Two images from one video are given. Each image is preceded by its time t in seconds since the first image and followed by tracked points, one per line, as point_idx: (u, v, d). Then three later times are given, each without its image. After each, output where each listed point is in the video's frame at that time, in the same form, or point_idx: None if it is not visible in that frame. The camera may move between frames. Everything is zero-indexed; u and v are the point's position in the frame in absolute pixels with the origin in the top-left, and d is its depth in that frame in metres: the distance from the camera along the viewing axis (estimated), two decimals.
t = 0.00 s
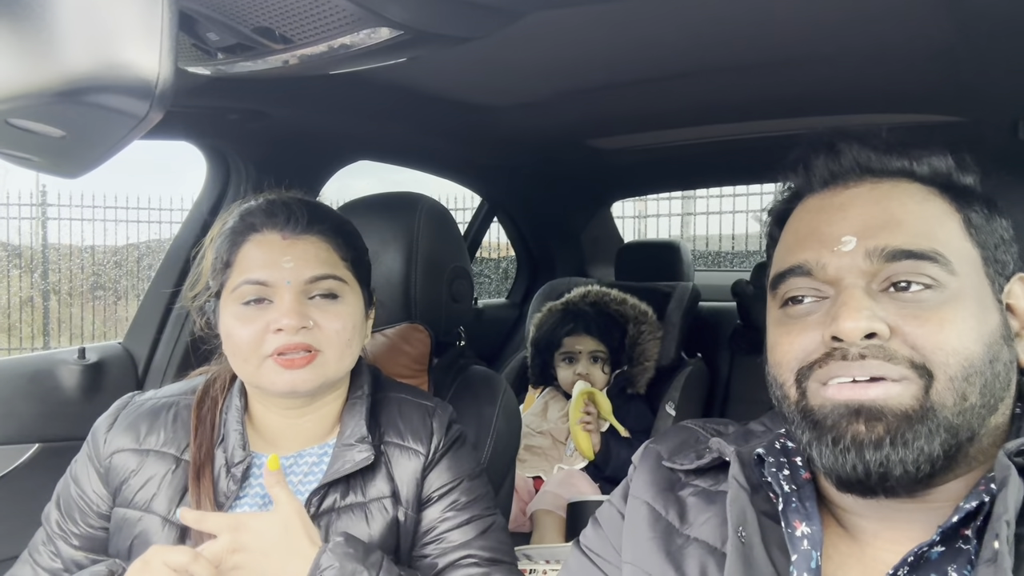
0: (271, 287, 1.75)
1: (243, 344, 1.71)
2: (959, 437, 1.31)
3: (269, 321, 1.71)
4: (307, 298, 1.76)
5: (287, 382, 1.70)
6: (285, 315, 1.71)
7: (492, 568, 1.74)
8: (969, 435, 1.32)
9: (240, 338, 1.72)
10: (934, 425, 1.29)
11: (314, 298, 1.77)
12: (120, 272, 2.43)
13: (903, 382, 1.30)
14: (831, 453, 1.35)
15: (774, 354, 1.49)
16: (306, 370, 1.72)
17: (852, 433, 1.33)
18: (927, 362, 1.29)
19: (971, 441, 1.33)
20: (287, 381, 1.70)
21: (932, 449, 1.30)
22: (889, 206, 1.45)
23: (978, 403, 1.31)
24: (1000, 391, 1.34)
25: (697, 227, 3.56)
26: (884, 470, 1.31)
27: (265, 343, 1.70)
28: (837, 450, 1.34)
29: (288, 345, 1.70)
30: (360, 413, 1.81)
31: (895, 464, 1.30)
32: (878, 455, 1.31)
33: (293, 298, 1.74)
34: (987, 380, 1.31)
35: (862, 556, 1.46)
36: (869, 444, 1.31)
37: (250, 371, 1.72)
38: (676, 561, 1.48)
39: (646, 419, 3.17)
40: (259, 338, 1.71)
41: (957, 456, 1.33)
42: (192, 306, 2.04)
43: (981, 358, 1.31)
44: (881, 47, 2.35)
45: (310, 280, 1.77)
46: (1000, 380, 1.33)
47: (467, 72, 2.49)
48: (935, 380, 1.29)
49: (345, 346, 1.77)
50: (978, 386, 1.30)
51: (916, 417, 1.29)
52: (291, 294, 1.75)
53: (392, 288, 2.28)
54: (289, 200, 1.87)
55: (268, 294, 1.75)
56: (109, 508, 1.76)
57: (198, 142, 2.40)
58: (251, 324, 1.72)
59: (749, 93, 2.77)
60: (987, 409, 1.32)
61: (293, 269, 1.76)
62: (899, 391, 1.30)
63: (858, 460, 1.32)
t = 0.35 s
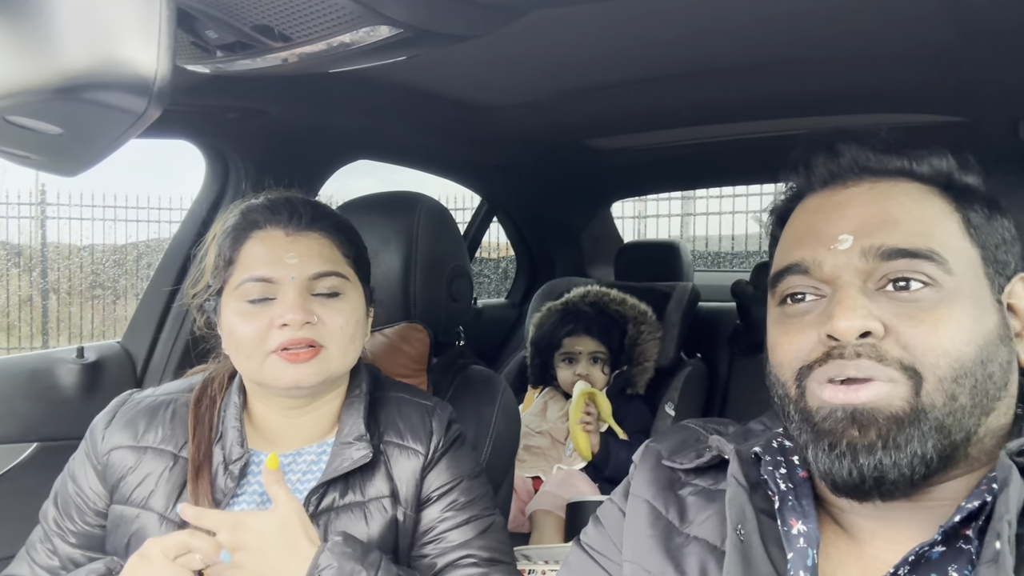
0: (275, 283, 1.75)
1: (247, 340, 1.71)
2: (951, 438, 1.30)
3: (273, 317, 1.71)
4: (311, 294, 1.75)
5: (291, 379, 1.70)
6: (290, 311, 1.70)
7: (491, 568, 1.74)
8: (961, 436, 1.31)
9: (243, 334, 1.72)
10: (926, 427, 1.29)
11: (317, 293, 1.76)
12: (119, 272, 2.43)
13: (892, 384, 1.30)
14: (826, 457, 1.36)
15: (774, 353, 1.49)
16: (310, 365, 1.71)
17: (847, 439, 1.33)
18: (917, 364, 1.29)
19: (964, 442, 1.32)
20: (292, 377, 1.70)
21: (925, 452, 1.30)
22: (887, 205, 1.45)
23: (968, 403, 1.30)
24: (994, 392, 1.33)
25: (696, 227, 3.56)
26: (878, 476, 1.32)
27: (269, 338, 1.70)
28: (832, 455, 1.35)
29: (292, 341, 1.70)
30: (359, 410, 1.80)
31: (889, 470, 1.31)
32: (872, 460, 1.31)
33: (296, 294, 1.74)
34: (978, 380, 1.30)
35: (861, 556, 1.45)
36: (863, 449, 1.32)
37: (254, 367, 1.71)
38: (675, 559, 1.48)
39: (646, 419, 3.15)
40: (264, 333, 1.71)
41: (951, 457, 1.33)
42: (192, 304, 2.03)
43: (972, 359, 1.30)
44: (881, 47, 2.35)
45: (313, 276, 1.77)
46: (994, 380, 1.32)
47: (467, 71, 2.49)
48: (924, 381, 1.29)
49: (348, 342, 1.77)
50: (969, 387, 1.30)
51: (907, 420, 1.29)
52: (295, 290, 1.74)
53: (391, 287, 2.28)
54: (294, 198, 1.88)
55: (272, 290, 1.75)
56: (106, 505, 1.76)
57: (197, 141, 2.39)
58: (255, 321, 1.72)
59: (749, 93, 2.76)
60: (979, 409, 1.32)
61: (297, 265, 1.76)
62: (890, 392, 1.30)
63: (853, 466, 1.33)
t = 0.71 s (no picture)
0: (272, 284, 1.75)
1: (243, 341, 1.71)
2: (951, 443, 1.31)
3: (270, 317, 1.71)
4: (308, 295, 1.76)
5: (287, 380, 1.70)
6: (286, 311, 1.70)
7: (492, 568, 1.74)
8: (961, 440, 1.32)
9: (240, 335, 1.72)
10: (925, 433, 1.29)
11: (314, 295, 1.77)
12: (121, 271, 2.43)
13: (892, 396, 1.31)
14: (824, 464, 1.36)
15: (771, 350, 1.49)
16: (306, 367, 1.72)
17: (846, 446, 1.33)
18: (917, 364, 1.29)
19: (964, 444, 1.32)
20: (287, 378, 1.70)
21: (924, 459, 1.30)
22: (888, 204, 1.45)
23: (969, 405, 1.30)
24: (994, 394, 1.33)
25: (697, 227, 3.55)
26: (876, 483, 1.33)
27: (266, 339, 1.70)
28: (831, 463, 1.35)
29: (289, 341, 1.70)
30: (359, 410, 1.81)
31: (888, 477, 1.31)
32: (870, 468, 1.32)
33: (293, 295, 1.74)
34: (979, 382, 1.31)
35: (861, 557, 1.46)
36: (862, 455, 1.32)
37: (250, 368, 1.72)
38: (675, 560, 1.48)
39: (646, 419, 3.15)
40: (260, 334, 1.71)
41: (951, 461, 1.33)
42: (193, 304, 2.03)
43: (972, 361, 1.30)
44: (882, 48, 2.36)
45: (310, 276, 1.77)
46: (994, 382, 1.33)
47: (468, 72, 2.49)
48: (924, 383, 1.29)
49: (345, 343, 1.77)
50: (969, 389, 1.30)
51: (907, 427, 1.29)
52: (292, 291, 1.75)
53: (392, 287, 2.28)
54: (291, 198, 1.88)
55: (269, 290, 1.75)
56: (107, 503, 1.76)
57: (199, 141, 2.40)
58: (251, 321, 1.72)
59: (750, 94, 2.77)
60: (979, 412, 1.32)
61: (293, 266, 1.76)
62: (890, 401, 1.31)
63: (850, 472, 1.33)
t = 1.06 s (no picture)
0: (281, 277, 1.76)
1: (253, 336, 1.71)
2: (954, 446, 1.31)
3: (282, 308, 1.72)
4: (317, 286, 1.77)
5: (299, 372, 1.70)
6: (297, 302, 1.72)
7: (492, 570, 1.75)
8: (963, 444, 1.32)
9: (250, 329, 1.72)
10: (928, 435, 1.29)
11: (323, 286, 1.78)
12: (123, 272, 2.43)
13: (896, 397, 1.31)
14: (825, 465, 1.36)
15: (773, 355, 1.49)
16: (318, 357, 1.72)
17: (847, 446, 1.33)
18: (921, 366, 1.30)
19: (966, 449, 1.33)
20: (300, 370, 1.70)
21: (926, 461, 1.30)
22: (891, 208, 1.45)
23: (972, 409, 1.30)
24: (997, 399, 1.34)
25: (698, 228, 3.55)
26: (877, 484, 1.32)
27: (277, 331, 1.71)
28: (832, 462, 1.35)
29: (300, 331, 1.71)
30: (361, 412, 1.81)
31: (889, 478, 1.31)
32: (872, 468, 1.31)
33: (302, 286, 1.75)
34: (982, 386, 1.31)
35: (862, 560, 1.46)
36: (863, 456, 1.31)
37: (261, 362, 1.71)
38: (676, 557, 1.48)
39: (647, 420, 3.16)
40: (271, 326, 1.71)
41: (953, 464, 1.33)
42: (193, 303, 2.03)
43: (976, 365, 1.31)
44: (883, 51, 2.36)
45: (319, 268, 1.79)
46: (996, 387, 1.33)
47: (469, 73, 2.49)
48: (928, 385, 1.29)
49: (355, 334, 1.78)
50: (973, 393, 1.30)
51: (910, 429, 1.30)
52: (302, 281, 1.76)
53: (393, 289, 2.28)
54: (298, 199, 1.89)
55: (278, 283, 1.76)
56: (109, 504, 1.77)
57: (201, 142, 2.40)
58: (260, 315, 1.72)
59: (752, 96, 2.77)
60: (982, 417, 1.32)
61: (303, 256, 1.78)
62: (894, 403, 1.31)
63: (851, 472, 1.33)
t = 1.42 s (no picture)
0: (274, 279, 1.75)
1: (249, 340, 1.70)
2: (957, 447, 1.31)
3: (277, 312, 1.71)
4: (311, 288, 1.75)
5: (298, 376, 1.70)
6: (293, 304, 1.71)
7: (494, 569, 1.75)
8: (967, 445, 1.31)
9: (244, 334, 1.71)
10: (932, 436, 1.29)
11: (316, 287, 1.76)
12: (120, 271, 2.42)
13: (899, 398, 1.30)
14: (829, 466, 1.36)
15: (773, 358, 1.49)
16: (317, 359, 1.72)
17: (851, 448, 1.33)
18: (924, 369, 1.29)
19: (969, 450, 1.32)
20: (298, 374, 1.70)
21: (930, 462, 1.30)
22: (890, 210, 1.45)
23: (976, 411, 1.30)
24: (1000, 399, 1.33)
25: (696, 228, 3.56)
26: (882, 486, 1.32)
27: (273, 334, 1.70)
28: (836, 465, 1.35)
29: (297, 335, 1.70)
30: (359, 412, 1.80)
31: (893, 480, 1.31)
32: (876, 471, 1.31)
33: (296, 288, 1.74)
34: (985, 387, 1.31)
35: (864, 557, 1.45)
36: (868, 458, 1.31)
37: (257, 366, 1.71)
38: (676, 552, 1.47)
39: (645, 421, 3.16)
40: (267, 331, 1.70)
41: (956, 465, 1.33)
42: (185, 310, 2.01)
43: (978, 366, 1.30)
44: (881, 51, 2.35)
45: (312, 268, 1.77)
46: (999, 387, 1.33)
47: (467, 72, 2.49)
48: (931, 388, 1.29)
49: (351, 333, 1.77)
50: (976, 395, 1.30)
51: (914, 430, 1.29)
52: (295, 283, 1.74)
53: (390, 288, 2.28)
54: (286, 198, 1.88)
55: (271, 286, 1.75)
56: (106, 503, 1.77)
57: (198, 141, 2.39)
58: (254, 319, 1.71)
59: (751, 96, 2.76)
60: (985, 418, 1.32)
61: (295, 257, 1.77)
62: (898, 404, 1.30)
63: (856, 475, 1.33)
